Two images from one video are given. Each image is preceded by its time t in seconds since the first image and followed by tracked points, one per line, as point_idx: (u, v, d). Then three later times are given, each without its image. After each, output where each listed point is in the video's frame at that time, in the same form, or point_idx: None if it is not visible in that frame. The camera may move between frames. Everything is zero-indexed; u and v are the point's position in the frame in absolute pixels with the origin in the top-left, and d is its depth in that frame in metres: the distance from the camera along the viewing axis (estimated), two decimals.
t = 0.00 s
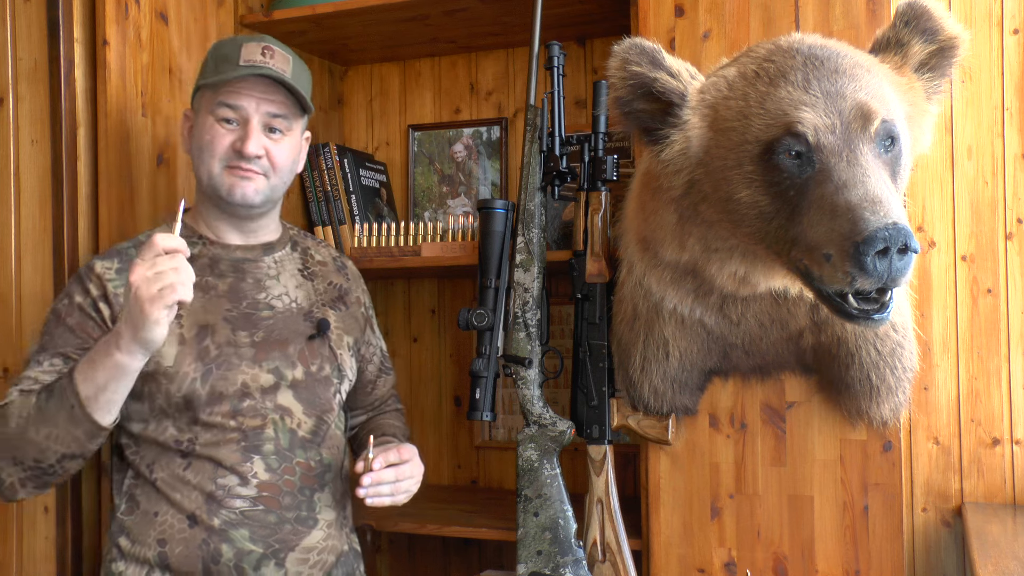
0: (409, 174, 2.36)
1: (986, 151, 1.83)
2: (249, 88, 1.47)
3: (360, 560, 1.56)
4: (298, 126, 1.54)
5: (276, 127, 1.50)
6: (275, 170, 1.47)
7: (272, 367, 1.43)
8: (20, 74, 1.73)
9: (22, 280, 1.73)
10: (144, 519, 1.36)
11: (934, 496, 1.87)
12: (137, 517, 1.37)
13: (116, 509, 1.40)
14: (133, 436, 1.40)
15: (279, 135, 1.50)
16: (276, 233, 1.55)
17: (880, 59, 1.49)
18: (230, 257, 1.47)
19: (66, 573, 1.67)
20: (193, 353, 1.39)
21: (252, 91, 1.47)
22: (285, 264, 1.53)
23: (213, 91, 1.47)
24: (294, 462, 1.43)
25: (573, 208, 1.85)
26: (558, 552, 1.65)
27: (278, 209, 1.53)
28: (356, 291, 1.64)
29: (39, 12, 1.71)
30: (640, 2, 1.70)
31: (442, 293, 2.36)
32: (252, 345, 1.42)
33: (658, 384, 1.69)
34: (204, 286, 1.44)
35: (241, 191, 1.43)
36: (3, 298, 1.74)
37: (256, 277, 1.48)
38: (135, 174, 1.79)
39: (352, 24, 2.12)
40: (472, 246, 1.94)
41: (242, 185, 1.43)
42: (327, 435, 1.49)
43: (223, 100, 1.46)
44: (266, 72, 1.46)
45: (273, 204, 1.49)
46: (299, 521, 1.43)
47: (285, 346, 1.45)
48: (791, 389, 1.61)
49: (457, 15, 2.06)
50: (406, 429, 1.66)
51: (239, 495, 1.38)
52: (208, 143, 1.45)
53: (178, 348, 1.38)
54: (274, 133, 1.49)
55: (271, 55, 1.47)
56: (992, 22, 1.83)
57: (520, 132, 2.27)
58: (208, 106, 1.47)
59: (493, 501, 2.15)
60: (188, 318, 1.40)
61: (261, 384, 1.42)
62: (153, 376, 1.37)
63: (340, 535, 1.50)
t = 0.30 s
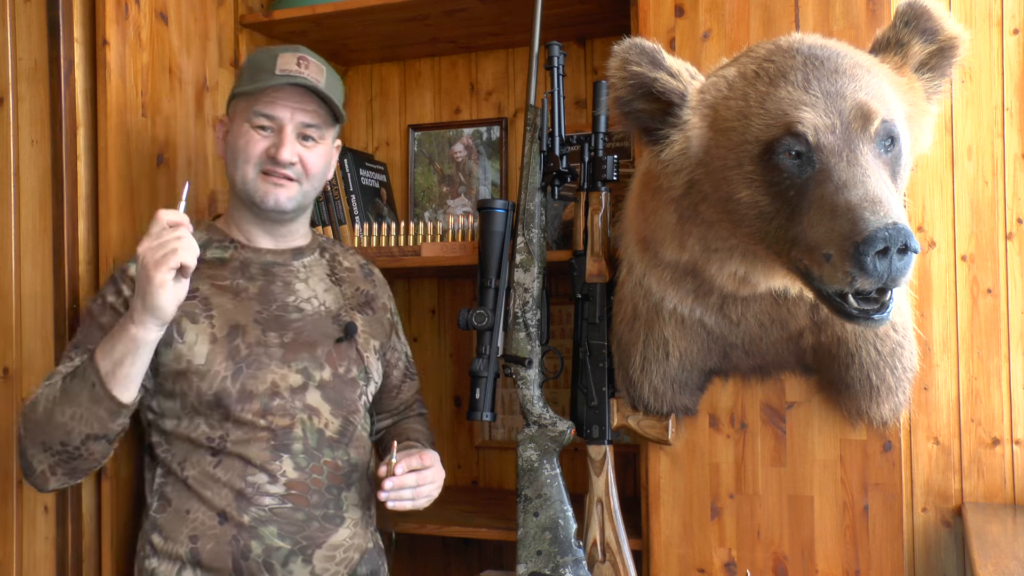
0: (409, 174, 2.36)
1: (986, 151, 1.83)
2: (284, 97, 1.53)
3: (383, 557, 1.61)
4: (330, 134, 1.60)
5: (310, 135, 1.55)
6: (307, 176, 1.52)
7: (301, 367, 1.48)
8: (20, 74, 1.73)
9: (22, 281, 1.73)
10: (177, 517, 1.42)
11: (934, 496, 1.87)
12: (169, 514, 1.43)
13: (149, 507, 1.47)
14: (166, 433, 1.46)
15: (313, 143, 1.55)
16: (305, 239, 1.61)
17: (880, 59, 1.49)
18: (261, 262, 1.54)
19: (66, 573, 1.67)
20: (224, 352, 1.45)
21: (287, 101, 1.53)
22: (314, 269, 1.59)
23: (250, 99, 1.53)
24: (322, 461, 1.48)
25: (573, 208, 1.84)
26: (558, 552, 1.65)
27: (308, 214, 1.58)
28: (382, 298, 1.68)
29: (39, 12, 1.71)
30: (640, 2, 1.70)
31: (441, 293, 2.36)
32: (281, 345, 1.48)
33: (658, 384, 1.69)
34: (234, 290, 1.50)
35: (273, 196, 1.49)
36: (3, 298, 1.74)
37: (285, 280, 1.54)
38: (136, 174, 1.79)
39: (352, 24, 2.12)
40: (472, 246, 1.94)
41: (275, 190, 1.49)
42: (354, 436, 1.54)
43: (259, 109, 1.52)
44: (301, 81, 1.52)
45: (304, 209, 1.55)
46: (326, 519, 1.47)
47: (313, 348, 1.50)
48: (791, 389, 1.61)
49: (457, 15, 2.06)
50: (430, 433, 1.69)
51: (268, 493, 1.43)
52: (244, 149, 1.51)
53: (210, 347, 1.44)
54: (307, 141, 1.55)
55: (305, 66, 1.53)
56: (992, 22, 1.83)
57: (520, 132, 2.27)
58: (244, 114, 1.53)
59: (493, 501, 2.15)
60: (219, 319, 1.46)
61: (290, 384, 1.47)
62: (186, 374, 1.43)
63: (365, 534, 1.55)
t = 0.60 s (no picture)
0: (409, 174, 2.36)
1: (986, 151, 1.83)
2: (320, 90, 1.61)
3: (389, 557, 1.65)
4: (359, 130, 1.68)
5: (342, 127, 1.63)
6: (340, 164, 1.59)
7: (328, 357, 1.54)
8: (20, 74, 1.73)
9: (22, 281, 1.73)
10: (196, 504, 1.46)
11: (934, 496, 1.87)
12: (187, 502, 1.47)
13: (167, 495, 1.50)
14: (192, 420, 1.50)
15: (345, 135, 1.63)
16: (330, 232, 1.67)
17: (880, 58, 1.49)
18: (290, 251, 1.59)
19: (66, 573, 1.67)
20: (258, 337, 1.51)
21: (323, 95, 1.61)
22: (340, 263, 1.64)
23: (286, 91, 1.60)
24: (344, 452, 1.53)
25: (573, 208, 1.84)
26: (558, 552, 1.65)
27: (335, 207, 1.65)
28: (401, 295, 1.73)
29: (39, 12, 1.71)
30: (640, 2, 1.70)
31: (441, 293, 2.36)
32: (311, 334, 1.54)
33: (658, 384, 1.69)
34: (265, 277, 1.55)
35: (308, 181, 1.54)
36: (3, 298, 1.74)
37: (313, 272, 1.59)
38: (136, 174, 1.79)
39: (352, 24, 2.12)
40: (472, 246, 1.94)
41: (310, 174, 1.55)
42: (375, 428, 1.59)
43: (296, 101, 1.59)
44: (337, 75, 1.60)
45: (335, 197, 1.60)
46: (343, 509, 1.52)
47: (340, 339, 1.56)
48: (791, 389, 1.61)
49: (457, 15, 2.06)
50: (441, 429, 1.71)
51: (289, 481, 1.47)
52: (280, 137, 1.58)
53: (245, 332, 1.50)
54: (339, 133, 1.62)
55: (340, 62, 1.62)
56: (992, 22, 1.83)
57: (520, 132, 2.27)
58: (281, 105, 1.60)
59: (494, 501, 2.15)
60: (253, 304, 1.53)
61: (319, 372, 1.52)
62: (219, 358, 1.48)
63: (378, 527, 1.60)
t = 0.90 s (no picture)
0: (409, 174, 2.36)
1: (986, 151, 1.83)
2: (348, 96, 1.63)
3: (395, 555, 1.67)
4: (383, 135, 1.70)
5: (369, 134, 1.66)
6: (365, 171, 1.62)
7: (342, 358, 1.57)
8: (20, 74, 1.73)
9: (22, 281, 1.73)
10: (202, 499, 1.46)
11: (934, 496, 1.87)
12: (194, 494, 1.47)
13: (176, 489, 1.50)
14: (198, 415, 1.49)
15: (370, 141, 1.65)
16: (348, 234, 1.70)
17: (880, 58, 1.49)
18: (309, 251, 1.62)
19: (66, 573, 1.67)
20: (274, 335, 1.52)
21: (351, 100, 1.63)
22: (355, 263, 1.67)
23: (315, 95, 1.62)
24: (351, 453, 1.55)
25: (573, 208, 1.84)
26: (558, 552, 1.65)
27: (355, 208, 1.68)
28: (413, 298, 1.76)
29: (39, 12, 1.71)
30: (640, 2, 1.70)
31: (441, 293, 2.36)
32: (326, 334, 1.57)
33: (659, 384, 1.69)
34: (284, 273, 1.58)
35: (334, 188, 1.58)
36: (3, 298, 1.74)
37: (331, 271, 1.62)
38: (136, 174, 1.79)
39: (352, 24, 2.12)
40: (472, 246, 1.94)
41: (336, 182, 1.58)
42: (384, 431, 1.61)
43: (325, 106, 1.61)
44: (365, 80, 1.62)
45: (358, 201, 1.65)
46: (349, 510, 1.54)
47: (354, 340, 1.59)
48: (791, 389, 1.61)
49: (457, 15, 2.06)
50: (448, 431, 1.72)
51: (297, 480, 1.49)
52: (307, 142, 1.61)
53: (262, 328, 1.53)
54: (367, 140, 1.65)
55: (368, 67, 1.64)
56: (992, 22, 1.83)
57: (520, 132, 2.27)
58: (309, 110, 1.62)
59: (493, 501, 2.15)
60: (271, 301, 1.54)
61: (332, 373, 1.55)
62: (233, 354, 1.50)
63: (382, 530, 1.61)
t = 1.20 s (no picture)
0: (409, 174, 2.36)
1: (986, 151, 1.83)
2: (374, 116, 1.59)
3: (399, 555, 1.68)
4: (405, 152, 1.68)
5: (392, 154, 1.63)
6: (387, 192, 1.61)
7: (344, 374, 1.57)
8: (20, 74, 1.73)
9: (22, 281, 1.73)
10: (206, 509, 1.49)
11: (934, 496, 1.87)
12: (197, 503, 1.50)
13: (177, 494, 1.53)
14: (200, 421, 1.54)
15: (393, 161, 1.63)
16: (358, 245, 1.69)
17: (880, 58, 1.49)
18: (317, 265, 1.61)
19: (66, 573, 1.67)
20: (274, 354, 1.52)
21: (377, 120, 1.60)
22: (362, 276, 1.67)
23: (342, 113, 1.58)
24: (355, 465, 1.56)
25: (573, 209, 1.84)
26: (558, 552, 1.65)
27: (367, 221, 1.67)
28: (418, 307, 1.77)
29: (39, 12, 1.71)
30: (639, 2, 1.70)
31: (441, 292, 2.36)
32: (327, 351, 1.56)
33: (658, 384, 1.69)
34: (289, 290, 1.57)
35: (356, 209, 1.57)
36: (3, 298, 1.74)
37: (336, 286, 1.62)
38: (136, 174, 1.79)
39: (352, 24, 2.12)
40: (472, 246, 1.94)
41: (358, 203, 1.57)
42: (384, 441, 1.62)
43: (351, 124, 1.58)
44: (392, 100, 1.59)
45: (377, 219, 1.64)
46: (355, 521, 1.55)
47: (356, 356, 1.59)
48: (791, 389, 1.61)
49: (457, 15, 2.06)
50: (435, 446, 1.75)
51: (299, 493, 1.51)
52: (330, 160, 1.58)
53: (261, 348, 1.52)
54: (389, 158, 1.63)
55: (395, 85, 1.61)
56: (992, 22, 1.83)
57: (520, 132, 2.27)
58: (334, 127, 1.59)
59: (494, 501, 2.15)
60: (273, 320, 1.54)
61: (332, 389, 1.55)
62: (232, 371, 1.50)
63: (389, 535, 1.62)
